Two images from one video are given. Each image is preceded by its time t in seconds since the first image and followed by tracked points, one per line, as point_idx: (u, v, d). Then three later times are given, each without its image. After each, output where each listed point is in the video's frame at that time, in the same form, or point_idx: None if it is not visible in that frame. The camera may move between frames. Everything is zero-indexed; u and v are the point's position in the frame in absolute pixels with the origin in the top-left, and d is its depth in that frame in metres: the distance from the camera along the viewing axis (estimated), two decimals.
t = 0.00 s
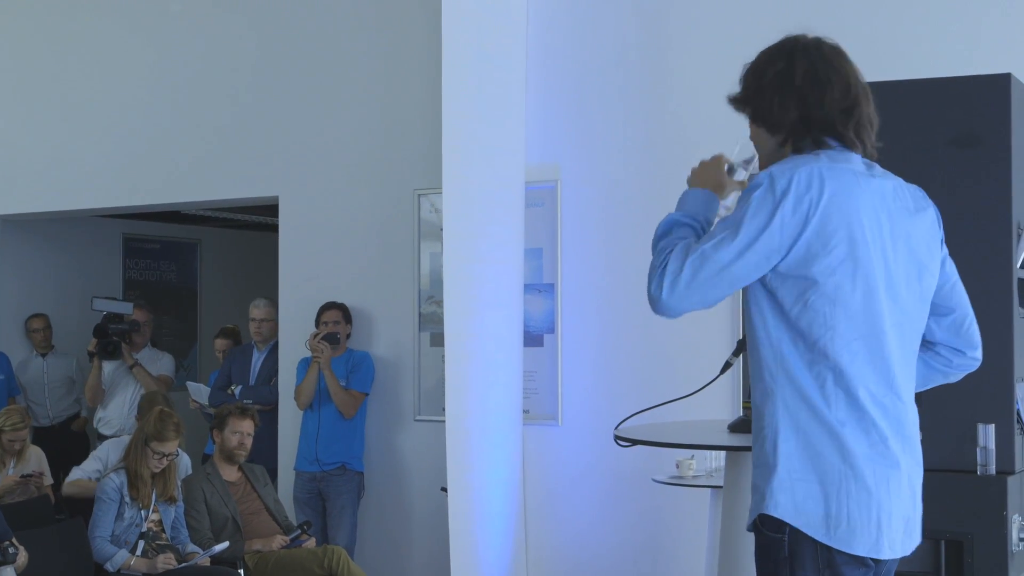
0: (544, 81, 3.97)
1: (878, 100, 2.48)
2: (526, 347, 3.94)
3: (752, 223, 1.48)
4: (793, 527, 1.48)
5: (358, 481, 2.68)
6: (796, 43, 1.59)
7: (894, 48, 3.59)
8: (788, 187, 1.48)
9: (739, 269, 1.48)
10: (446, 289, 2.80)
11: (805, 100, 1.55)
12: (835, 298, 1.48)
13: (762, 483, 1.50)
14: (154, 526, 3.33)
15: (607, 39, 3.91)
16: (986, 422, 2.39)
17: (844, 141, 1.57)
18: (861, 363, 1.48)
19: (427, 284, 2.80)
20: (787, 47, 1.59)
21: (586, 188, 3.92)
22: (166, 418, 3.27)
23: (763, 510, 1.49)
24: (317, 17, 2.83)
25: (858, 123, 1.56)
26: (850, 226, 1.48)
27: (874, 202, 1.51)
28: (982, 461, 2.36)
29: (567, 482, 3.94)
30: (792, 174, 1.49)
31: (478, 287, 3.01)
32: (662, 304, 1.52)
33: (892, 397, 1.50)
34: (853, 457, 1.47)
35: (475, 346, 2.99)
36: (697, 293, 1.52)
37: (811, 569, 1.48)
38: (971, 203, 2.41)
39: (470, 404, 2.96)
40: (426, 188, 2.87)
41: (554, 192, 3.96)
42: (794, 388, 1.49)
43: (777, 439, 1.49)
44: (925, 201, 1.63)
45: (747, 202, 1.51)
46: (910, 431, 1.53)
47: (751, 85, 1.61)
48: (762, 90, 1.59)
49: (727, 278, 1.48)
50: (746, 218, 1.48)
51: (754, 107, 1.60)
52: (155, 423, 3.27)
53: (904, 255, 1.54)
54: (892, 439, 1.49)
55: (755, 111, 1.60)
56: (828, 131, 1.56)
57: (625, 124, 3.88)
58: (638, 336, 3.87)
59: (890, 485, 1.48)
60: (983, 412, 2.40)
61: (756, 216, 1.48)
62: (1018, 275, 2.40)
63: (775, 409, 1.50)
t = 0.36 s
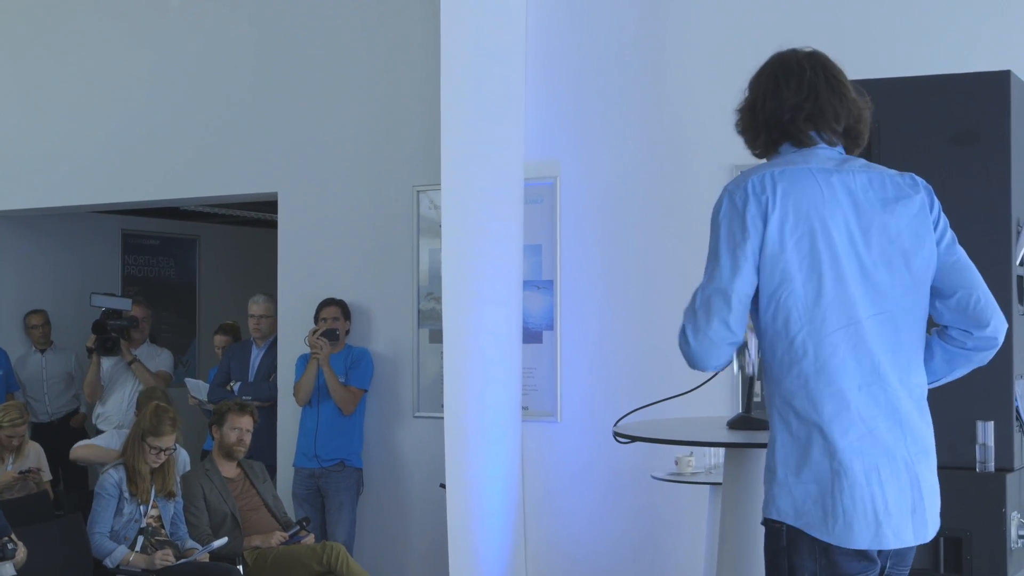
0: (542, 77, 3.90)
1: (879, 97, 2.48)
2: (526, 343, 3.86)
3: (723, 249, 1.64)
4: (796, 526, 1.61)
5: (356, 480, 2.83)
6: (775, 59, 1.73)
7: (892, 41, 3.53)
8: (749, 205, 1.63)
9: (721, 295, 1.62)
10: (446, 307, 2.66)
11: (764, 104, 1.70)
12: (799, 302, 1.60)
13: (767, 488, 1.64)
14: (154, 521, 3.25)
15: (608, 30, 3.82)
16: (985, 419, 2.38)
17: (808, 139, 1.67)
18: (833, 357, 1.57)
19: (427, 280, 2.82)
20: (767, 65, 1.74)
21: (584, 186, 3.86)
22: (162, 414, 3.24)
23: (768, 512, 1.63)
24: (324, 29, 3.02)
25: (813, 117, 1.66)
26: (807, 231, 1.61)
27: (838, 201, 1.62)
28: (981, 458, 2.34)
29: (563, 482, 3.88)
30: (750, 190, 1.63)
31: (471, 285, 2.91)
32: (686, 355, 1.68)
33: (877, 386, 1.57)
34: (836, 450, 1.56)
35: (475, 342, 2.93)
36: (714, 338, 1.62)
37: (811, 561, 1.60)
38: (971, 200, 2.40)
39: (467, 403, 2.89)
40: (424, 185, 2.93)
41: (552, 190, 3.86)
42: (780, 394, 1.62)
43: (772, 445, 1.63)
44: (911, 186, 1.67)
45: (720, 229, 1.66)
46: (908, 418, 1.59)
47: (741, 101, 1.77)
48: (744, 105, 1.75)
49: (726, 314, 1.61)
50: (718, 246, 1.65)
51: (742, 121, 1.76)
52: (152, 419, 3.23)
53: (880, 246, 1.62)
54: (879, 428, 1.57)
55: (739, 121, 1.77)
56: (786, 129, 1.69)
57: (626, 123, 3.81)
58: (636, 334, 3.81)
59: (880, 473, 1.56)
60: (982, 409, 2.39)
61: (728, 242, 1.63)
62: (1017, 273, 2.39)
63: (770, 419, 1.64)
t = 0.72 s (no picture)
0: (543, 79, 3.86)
1: (879, 101, 2.47)
2: (525, 346, 3.83)
3: (737, 248, 1.59)
4: (774, 517, 1.56)
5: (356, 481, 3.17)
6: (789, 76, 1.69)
7: (892, 41, 3.51)
8: (765, 205, 1.59)
9: (737, 294, 1.56)
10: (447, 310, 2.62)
11: (782, 115, 1.65)
12: (807, 301, 1.57)
13: (754, 484, 1.59)
14: (153, 523, 3.16)
15: (607, 33, 3.82)
16: (984, 423, 2.37)
17: (827, 151, 1.63)
18: (835, 356, 1.54)
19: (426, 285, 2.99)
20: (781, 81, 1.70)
21: (585, 189, 3.84)
22: (158, 412, 3.18)
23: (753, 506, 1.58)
24: (330, 49, 3.34)
25: (836, 130, 1.63)
26: (817, 231, 1.58)
27: (845, 205, 1.60)
28: (981, 462, 2.34)
29: (564, 483, 3.85)
30: (763, 191, 1.60)
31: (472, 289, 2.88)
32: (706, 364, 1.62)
33: (875, 388, 1.54)
34: (829, 446, 1.52)
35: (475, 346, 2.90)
36: (735, 339, 1.56)
37: (784, 557, 1.55)
38: (971, 205, 2.39)
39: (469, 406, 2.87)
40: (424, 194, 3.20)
41: (552, 192, 3.84)
42: (778, 391, 1.58)
43: (767, 442, 1.58)
44: (918, 202, 1.67)
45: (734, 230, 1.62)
46: (903, 424, 1.56)
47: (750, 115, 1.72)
48: (755, 117, 1.69)
49: (748, 314, 1.55)
50: (732, 246, 1.61)
51: (750, 135, 1.71)
52: (147, 418, 3.19)
53: (884, 253, 1.60)
54: (872, 429, 1.53)
55: (750, 135, 1.71)
56: (806, 141, 1.64)
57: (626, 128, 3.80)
58: (636, 336, 3.79)
59: (868, 474, 1.52)
60: (981, 412, 2.38)
61: (743, 241, 1.59)
62: (1016, 276, 2.38)
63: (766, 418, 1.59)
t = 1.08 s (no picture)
0: (541, 79, 3.89)
1: (878, 97, 2.45)
2: (524, 343, 3.85)
3: (740, 242, 1.60)
4: (776, 504, 1.56)
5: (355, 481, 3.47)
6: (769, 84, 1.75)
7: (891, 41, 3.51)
8: (767, 200, 1.60)
9: (744, 286, 1.57)
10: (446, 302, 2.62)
11: (788, 114, 1.70)
12: (808, 292, 1.59)
13: (755, 471, 1.59)
14: (155, 523, 3.20)
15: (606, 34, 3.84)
16: (984, 418, 2.37)
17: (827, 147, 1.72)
18: (835, 344, 1.56)
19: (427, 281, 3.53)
20: (762, 88, 1.75)
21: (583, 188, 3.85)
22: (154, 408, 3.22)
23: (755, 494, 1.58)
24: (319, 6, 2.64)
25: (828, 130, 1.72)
26: (818, 224, 1.59)
27: (843, 201, 1.62)
28: (981, 457, 2.33)
29: (564, 478, 3.87)
30: (766, 187, 1.61)
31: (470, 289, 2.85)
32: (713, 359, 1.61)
33: (873, 375, 1.57)
34: (834, 431, 1.53)
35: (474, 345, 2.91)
36: (743, 331, 1.56)
37: (786, 544, 1.56)
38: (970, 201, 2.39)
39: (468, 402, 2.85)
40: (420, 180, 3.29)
41: (552, 192, 3.86)
42: (780, 380, 1.59)
43: (768, 430, 1.59)
44: (906, 202, 1.71)
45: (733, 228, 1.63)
46: (901, 411, 1.59)
47: (737, 114, 1.74)
48: (750, 114, 1.72)
49: (755, 304, 1.56)
50: (735, 241, 1.61)
51: (743, 132, 1.73)
52: (144, 415, 3.22)
53: (879, 248, 1.63)
54: (872, 415, 1.56)
55: (744, 134, 1.73)
56: (811, 139, 1.71)
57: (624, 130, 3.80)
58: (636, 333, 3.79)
59: (871, 459, 1.54)
60: (981, 407, 2.37)
61: (746, 235, 1.60)
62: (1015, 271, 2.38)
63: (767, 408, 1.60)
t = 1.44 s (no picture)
0: (552, 49, 3.66)
1: (891, 77, 2.40)
2: (535, 328, 3.65)
3: (752, 222, 1.51)
4: (800, 481, 1.46)
5: (368, 463, 3.81)
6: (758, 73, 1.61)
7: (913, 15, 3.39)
8: (777, 177, 1.51)
9: (758, 265, 1.48)
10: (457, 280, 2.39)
11: (787, 103, 1.57)
12: (822, 270, 1.49)
13: (773, 452, 1.49)
14: (168, 507, 3.17)
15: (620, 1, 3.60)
16: (997, 400, 2.37)
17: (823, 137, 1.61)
18: (850, 321, 1.47)
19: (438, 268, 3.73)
20: (752, 76, 1.61)
21: (593, 172, 3.65)
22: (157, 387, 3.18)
23: (775, 474, 1.48)
24: None
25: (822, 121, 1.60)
26: (832, 200, 1.50)
27: (853, 178, 1.54)
28: (994, 440, 2.33)
29: (577, 462, 3.70)
30: (777, 166, 1.52)
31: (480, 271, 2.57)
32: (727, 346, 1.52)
33: (888, 352, 1.49)
34: (855, 406, 1.45)
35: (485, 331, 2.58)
36: (755, 311, 1.47)
37: (812, 523, 1.46)
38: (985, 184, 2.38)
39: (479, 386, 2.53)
40: (435, 172, 3.83)
41: (564, 175, 3.65)
42: (794, 361, 1.50)
43: (785, 413, 1.49)
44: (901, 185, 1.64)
45: (742, 211, 1.54)
46: (915, 390, 1.51)
47: (730, 100, 1.60)
48: (746, 101, 1.59)
49: (769, 283, 1.47)
50: (746, 221, 1.52)
51: (738, 119, 1.59)
52: (149, 396, 3.18)
53: (884, 229, 1.55)
54: (888, 392, 1.48)
55: (742, 120, 1.59)
56: (810, 129, 1.59)
57: (630, 104, 3.60)
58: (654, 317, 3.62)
59: (892, 434, 1.46)
60: (995, 390, 2.37)
61: (758, 214, 1.51)
62: None
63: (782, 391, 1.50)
